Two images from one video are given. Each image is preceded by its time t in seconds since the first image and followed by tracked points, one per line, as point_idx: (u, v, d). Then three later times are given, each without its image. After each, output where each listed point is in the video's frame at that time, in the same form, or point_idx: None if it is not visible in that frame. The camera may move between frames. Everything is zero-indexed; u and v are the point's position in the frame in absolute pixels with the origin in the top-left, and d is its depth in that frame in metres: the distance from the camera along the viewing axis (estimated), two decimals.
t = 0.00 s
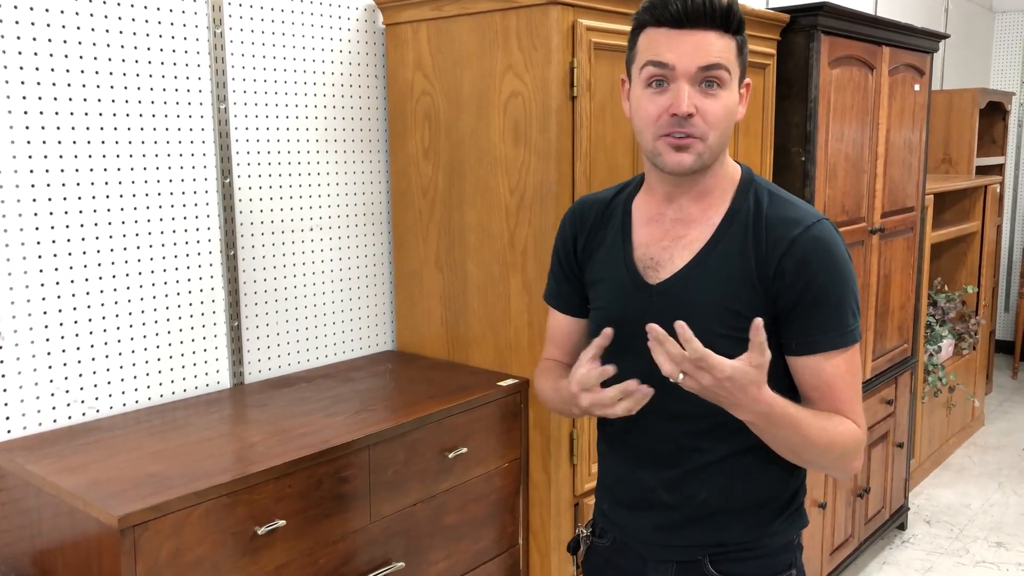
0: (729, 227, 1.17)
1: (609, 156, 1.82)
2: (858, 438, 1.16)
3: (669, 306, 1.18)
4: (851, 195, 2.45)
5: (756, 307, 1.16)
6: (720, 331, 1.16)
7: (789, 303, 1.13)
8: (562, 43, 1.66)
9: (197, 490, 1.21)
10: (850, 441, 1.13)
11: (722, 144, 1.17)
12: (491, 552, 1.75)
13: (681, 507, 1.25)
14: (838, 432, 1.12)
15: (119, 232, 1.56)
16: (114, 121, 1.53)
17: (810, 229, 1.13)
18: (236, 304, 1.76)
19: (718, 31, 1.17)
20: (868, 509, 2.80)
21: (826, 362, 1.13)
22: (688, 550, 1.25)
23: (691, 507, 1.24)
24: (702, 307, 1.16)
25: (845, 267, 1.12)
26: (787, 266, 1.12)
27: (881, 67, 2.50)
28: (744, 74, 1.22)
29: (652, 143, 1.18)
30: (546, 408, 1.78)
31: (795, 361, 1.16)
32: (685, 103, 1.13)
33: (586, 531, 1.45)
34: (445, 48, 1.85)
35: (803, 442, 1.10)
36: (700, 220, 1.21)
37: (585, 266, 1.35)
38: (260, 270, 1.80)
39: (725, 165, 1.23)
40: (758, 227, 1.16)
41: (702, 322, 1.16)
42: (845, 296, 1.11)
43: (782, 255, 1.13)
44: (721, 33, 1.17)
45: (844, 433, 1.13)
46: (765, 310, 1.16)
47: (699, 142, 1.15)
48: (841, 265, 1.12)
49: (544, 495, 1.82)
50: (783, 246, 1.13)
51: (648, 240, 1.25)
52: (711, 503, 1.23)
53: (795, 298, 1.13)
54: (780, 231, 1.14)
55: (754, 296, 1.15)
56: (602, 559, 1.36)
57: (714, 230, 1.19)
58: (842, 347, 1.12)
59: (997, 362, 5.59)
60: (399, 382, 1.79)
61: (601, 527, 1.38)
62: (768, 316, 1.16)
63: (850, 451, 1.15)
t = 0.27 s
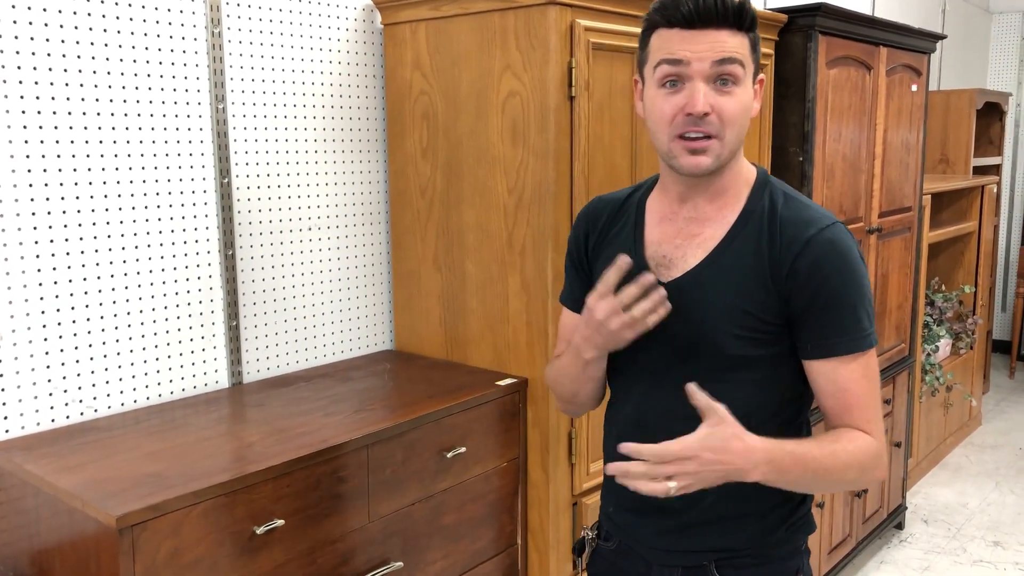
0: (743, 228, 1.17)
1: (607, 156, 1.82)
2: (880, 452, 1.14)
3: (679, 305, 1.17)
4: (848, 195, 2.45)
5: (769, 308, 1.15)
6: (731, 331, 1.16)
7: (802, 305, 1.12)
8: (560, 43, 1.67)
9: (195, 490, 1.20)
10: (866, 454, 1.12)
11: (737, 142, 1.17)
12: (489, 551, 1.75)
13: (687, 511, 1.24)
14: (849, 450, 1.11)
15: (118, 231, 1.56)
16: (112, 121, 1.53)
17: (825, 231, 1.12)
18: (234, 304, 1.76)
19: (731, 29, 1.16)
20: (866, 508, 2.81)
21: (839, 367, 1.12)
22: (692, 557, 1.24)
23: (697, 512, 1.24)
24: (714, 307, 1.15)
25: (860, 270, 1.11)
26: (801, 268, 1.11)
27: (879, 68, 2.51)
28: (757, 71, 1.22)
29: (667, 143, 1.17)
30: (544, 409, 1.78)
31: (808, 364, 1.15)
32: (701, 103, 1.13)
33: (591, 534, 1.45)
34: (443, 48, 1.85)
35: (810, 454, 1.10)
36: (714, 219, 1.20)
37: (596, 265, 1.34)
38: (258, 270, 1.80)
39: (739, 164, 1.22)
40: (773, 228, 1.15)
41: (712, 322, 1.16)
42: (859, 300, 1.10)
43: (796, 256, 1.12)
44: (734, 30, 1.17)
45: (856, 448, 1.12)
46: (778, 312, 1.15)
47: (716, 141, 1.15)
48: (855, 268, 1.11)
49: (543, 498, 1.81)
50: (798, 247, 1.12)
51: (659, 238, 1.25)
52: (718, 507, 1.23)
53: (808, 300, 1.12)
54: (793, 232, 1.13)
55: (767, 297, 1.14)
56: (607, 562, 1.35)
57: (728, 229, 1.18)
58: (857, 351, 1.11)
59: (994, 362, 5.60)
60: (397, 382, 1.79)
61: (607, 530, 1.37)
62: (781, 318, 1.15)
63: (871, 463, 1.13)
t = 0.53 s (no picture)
0: (755, 226, 1.17)
1: (604, 157, 1.82)
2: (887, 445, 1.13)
3: (693, 302, 1.18)
4: (844, 196, 2.46)
5: (782, 308, 1.14)
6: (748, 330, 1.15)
7: (815, 305, 1.12)
8: (557, 43, 1.67)
9: (190, 490, 1.20)
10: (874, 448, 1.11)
11: (754, 140, 1.17)
12: (486, 552, 1.75)
13: (691, 514, 1.24)
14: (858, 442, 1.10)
15: (114, 231, 1.56)
16: (108, 121, 1.53)
17: (839, 231, 1.12)
18: (230, 304, 1.76)
19: (746, 26, 1.16)
20: (861, 508, 2.82)
21: (851, 367, 1.11)
22: (695, 559, 1.24)
23: (701, 514, 1.23)
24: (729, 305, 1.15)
25: (873, 271, 1.11)
26: (815, 268, 1.11)
27: (874, 69, 2.51)
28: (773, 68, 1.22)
29: (682, 142, 1.18)
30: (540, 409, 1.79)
31: (819, 365, 1.14)
32: (715, 102, 1.13)
33: (592, 537, 1.44)
34: (440, 48, 1.85)
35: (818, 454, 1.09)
36: (727, 216, 1.21)
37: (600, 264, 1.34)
38: (255, 270, 1.80)
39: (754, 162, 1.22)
40: (785, 229, 1.15)
41: (727, 321, 1.15)
42: (872, 300, 1.10)
43: (810, 257, 1.12)
44: (747, 27, 1.17)
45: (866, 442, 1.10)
46: (789, 312, 1.15)
47: (732, 138, 1.15)
48: (870, 269, 1.11)
49: (538, 497, 1.82)
50: (813, 247, 1.12)
51: (670, 235, 1.25)
52: (723, 509, 1.22)
53: (821, 301, 1.11)
54: (808, 231, 1.13)
55: (779, 297, 1.14)
56: (607, 564, 1.35)
57: (742, 227, 1.18)
58: (867, 353, 1.10)
59: (989, 362, 5.61)
60: (393, 382, 1.79)
61: (607, 533, 1.37)
62: (793, 319, 1.15)
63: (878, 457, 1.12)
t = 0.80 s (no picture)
0: (763, 229, 1.17)
1: (601, 158, 1.82)
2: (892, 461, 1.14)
3: (700, 306, 1.17)
4: (840, 197, 2.46)
5: (791, 311, 1.14)
6: (758, 335, 1.15)
7: (825, 308, 1.12)
8: (555, 44, 1.67)
9: (187, 491, 1.20)
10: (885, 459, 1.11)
11: (755, 140, 1.17)
12: (483, 552, 1.75)
13: (700, 516, 1.24)
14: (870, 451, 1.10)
15: (111, 232, 1.56)
16: (105, 122, 1.53)
17: (848, 235, 1.12)
18: (227, 305, 1.76)
19: (731, 27, 1.16)
20: (858, 509, 2.82)
21: (860, 371, 1.12)
22: (701, 561, 1.24)
23: (709, 516, 1.23)
24: (739, 309, 1.14)
25: (881, 273, 1.12)
26: (825, 271, 1.11)
27: (871, 70, 2.52)
28: (761, 65, 1.22)
29: (687, 154, 1.18)
30: (537, 409, 1.79)
31: (829, 368, 1.15)
32: (711, 110, 1.13)
33: (591, 541, 1.43)
34: (437, 49, 1.85)
35: (828, 462, 1.08)
36: (734, 221, 1.21)
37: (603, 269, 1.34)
38: (252, 271, 1.80)
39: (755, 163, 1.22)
40: (795, 231, 1.15)
41: (738, 325, 1.15)
42: (880, 302, 1.11)
43: (821, 259, 1.12)
44: (731, 29, 1.17)
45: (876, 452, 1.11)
46: (797, 315, 1.14)
47: (735, 143, 1.15)
48: (877, 272, 1.12)
49: (535, 497, 1.82)
50: (823, 251, 1.12)
51: (677, 238, 1.25)
52: (732, 512, 1.22)
53: (831, 304, 1.12)
54: (817, 235, 1.13)
55: (788, 300, 1.14)
56: (608, 567, 1.36)
57: (749, 230, 1.18)
58: (877, 355, 1.11)
59: (985, 363, 5.62)
60: (391, 383, 1.79)
61: (608, 536, 1.37)
62: (801, 322, 1.15)
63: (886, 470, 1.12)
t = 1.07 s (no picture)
0: (756, 232, 1.17)
1: (599, 160, 1.83)
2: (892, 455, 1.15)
3: (696, 310, 1.17)
4: (838, 198, 2.47)
5: (786, 313, 1.15)
6: (752, 337, 1.15)
7: (820, 309, 1.13)
8: (553, 46, 1.67)
9: (185, 492, 1.20)
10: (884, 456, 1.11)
11: (742, 145, 1.17)
12: (481, 553, 1.75)
13: (700, 518, 1.24)
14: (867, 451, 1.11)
15: (109, 233, 1.56)
16: (103, 123, 1.53)
17: (842, 235, 1.12)
18: (226, 306, 1.76)
19: (720, 31, 1.17)
20: (856, 509, 2.83)
21: (857, 371, 1.13)
22: (702, 562, 1.24)
23: (709, 518, 1.23)
24: (731, 311, 1.15)
25: (875, 272, 1.12)
26: (819, 272, 1.12)
27: (868, 71, 2.52)
28: (751, 70, 1.22)
29: (673, 155, 1.17)
30: (535, 410, 1.79)
31: (828, 369, 1.15)
32: (698, 111, 1.13)
33: (592, 541, 1.44)
34: (435, 50, 1.85)
35: (830, 462, 1.08)
36: (726, 225, 1.21)
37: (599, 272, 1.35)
38: (250, 272, 1.81)
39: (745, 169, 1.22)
40: (789, 232, 1.15)
41: (732, 327, 1.15)
42: (874, 302, 1.11)
43: (814, 261, 1.12)
44: (721, 32, 1.17)
45: (874, 450, 1.11)
46: (793, 317, 1.15)
47: (721, 146, 1.15)
48: (871, 272, 1.12)
49: (534, 498, 1.82)
50: (816, 251, 1.12)
51: (671, 242, 1.25)
52: (732, 513, 1.23)
53: (826, 305, 1.12)
54: (810, 236, 1.14)
55: (783, 301, 1.14)
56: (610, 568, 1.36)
57: (742, 233, 1.19)
58: (873, 354, 1.12)
59: (982, 363, 5.63)
60: (389, 384, 1.79)
61: (611, 537, 1.37)
62: (797, 324, 1.15)
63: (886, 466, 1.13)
